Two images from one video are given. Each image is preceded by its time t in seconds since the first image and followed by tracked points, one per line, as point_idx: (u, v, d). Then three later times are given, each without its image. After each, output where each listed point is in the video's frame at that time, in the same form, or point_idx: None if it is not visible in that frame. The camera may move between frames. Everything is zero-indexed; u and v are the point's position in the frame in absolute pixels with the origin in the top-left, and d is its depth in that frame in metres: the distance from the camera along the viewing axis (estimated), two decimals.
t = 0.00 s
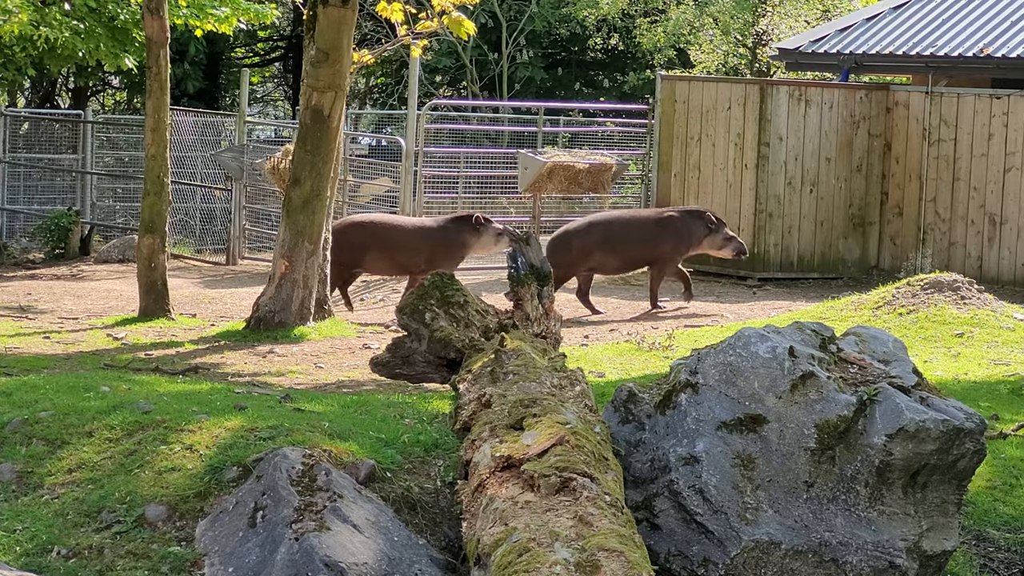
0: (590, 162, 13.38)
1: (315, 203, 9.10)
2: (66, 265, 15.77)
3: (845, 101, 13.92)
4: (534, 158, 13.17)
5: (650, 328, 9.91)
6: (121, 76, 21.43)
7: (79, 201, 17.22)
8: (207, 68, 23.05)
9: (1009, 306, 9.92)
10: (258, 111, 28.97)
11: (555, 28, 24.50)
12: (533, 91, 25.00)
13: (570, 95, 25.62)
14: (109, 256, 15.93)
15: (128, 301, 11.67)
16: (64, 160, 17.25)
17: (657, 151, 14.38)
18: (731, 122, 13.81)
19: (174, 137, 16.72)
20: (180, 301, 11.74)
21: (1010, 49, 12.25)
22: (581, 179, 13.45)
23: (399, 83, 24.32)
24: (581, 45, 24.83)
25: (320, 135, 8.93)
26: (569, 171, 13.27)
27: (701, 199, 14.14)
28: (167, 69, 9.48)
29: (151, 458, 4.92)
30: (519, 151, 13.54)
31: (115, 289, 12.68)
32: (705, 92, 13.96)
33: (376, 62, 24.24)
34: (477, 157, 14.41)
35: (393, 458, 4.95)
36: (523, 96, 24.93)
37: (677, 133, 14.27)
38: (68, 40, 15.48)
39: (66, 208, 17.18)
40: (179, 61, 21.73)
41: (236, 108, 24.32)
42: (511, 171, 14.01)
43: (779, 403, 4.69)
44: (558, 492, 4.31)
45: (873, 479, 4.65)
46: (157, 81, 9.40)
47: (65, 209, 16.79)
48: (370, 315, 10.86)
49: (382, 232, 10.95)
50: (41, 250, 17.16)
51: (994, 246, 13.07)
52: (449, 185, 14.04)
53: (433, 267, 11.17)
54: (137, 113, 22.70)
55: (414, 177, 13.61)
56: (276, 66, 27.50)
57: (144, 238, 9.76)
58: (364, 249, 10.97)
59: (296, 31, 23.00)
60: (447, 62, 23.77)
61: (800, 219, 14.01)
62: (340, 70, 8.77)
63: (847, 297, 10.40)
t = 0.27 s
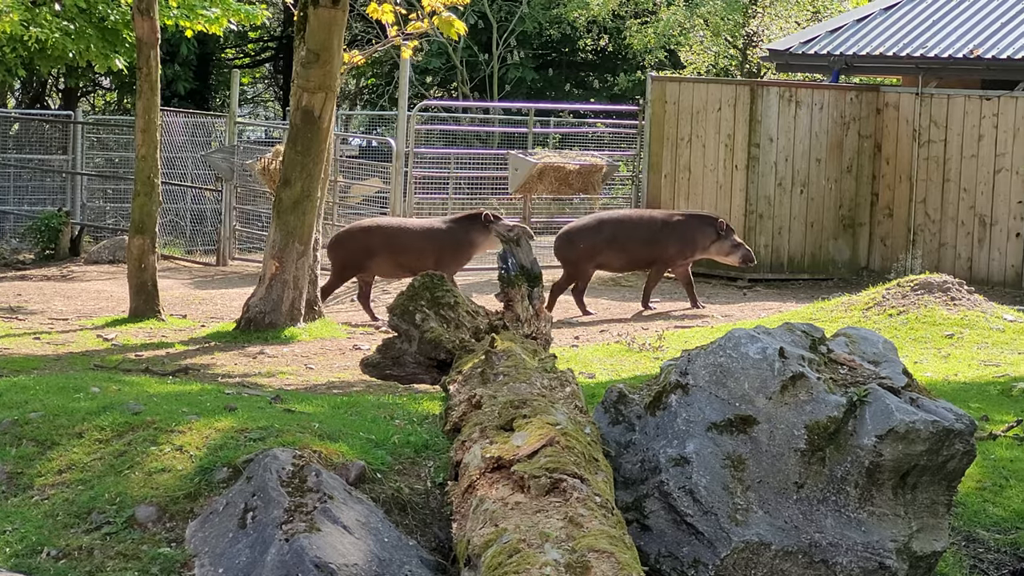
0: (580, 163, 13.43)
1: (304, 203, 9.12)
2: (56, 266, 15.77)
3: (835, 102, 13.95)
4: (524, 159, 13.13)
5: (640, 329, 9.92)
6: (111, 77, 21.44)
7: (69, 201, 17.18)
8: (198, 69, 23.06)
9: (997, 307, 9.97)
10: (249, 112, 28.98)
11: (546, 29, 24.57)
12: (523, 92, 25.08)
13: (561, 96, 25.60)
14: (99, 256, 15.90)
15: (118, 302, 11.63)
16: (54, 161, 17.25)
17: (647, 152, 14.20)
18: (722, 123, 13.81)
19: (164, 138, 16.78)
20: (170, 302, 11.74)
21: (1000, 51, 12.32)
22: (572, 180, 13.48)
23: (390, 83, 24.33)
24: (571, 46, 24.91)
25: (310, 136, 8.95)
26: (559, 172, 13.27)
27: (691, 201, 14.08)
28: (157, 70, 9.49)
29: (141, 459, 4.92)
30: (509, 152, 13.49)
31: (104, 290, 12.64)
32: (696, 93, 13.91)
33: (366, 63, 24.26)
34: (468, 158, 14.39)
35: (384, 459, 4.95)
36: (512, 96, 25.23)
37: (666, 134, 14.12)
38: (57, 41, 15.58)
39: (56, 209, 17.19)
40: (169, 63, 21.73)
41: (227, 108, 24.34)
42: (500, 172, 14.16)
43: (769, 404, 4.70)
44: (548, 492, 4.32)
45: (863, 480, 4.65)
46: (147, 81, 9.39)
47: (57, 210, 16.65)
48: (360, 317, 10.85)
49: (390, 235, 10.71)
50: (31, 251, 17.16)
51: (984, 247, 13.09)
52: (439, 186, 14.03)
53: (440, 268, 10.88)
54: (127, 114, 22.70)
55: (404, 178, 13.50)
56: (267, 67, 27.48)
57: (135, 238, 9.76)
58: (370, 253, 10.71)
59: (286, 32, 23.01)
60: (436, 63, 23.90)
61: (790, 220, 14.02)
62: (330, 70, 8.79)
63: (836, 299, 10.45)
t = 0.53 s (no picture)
0: (562, 163, 13.43)
1: (287, 204, 9.13)
2: (38, 266, 15.77)
3: (818, 102, 14.00)
4: (506, 159, 13.13)
5: (622, 329, 9.95)
6: (92, 77, 21.47)
7: (50, 201, 17.22)
8: (180, 68, 23.07)
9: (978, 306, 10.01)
10: (231, 111, 28.99)
11: (529, 29, 24.69)
12: (506, 92, 25.09)
13: (543, 96, 25.45)
14: (81, 256, 15.87)
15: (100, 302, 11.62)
16: (36, 160, 17.24)
17: (630, 152, 14.25)
18: (704, 123, 13.90)
19: (146, 138, 16.88)
20: (152, 301, 11.73)
21: (983, 51, 12.37)
22: (554, 181, 13.44)
23: (372, 83, 24.33)
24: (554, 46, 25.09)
25: (292, 136, 8.93)
26: (541, 172, 13.27)
27: (673, 201, 14.16)
28: (139, 69, 9.49)
29: (123, 459, 4.92)
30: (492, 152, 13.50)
31: (86, 290, 12.63)
32: (678, 93, 14.00)
33: (348, 63, 24.27)
34: (450, 158, 14.46)
35: (366, 459, 4.95)
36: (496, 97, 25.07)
37: (649, 134, 14.17)
38: (40, 41, 15.52)
39: (37, 208, 17.19)
40: (151, 62, 21.73)
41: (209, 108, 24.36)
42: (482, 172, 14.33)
43: (751, 404, 4.70)
44: (530, 493, 4.32)
45: (845, 480, 4.64)
46: (129, 81, 9.39)
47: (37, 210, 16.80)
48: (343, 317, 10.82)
49: (392, 236, 10.55)
50: (11, 250, 17.15)
51: (966, 248, 13.22)
52: (422, 186, 14.17)
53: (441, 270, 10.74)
54: (109, 114, 22.69)
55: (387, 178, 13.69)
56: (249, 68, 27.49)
57: (117, 238, 9.79)
58: (374, 253, 10.54)
59: (268, 32, 23.02)
60: (418, 63, 24.02)
61: (772, 221, 14.11)
62: (312, 70, 8.77)
63: (818, 299, 10.49)
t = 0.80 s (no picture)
0: (538, 163, 13.40)
1: (263, 203, 9.13)
2: (12, 265, 15.76)
3: (794, 102, 14.23)
4: (482, 159, 13.08)
5: (597, 329, 10.00)
6: (68, 75, 21.49)
7: (26, 200, 17.25)
8: (157, 67, 23.08)
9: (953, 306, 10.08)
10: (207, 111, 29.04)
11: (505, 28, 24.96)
12: (483, 92, 25.19)
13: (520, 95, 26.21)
14: (55, 256, 15.88)
15: (75, 302, 11.60)
16: (11, 159, 17.24)
17: (605, 152, 14.37)
18: (680, 122, 14.10)
19: (122, 137, 16.97)
20: (128, 301, 11.73)
21: (957, 51, 12.39)
22: (530, 180, 13.41)
23: (348, 83, 24.41)
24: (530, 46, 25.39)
25: (268, 135, 8.96)
26: (517, 172, 13.24)
27: (649, 201, 14.32)
28: (115, 69, 9.60)
29: (98, 459, 4.92)
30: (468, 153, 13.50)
31: (61, 290, 12.62)
32: (653, 93, 14.17)
33: (324, 63, 24.35)
34: (426, 158, 14.52)
35: (341, 459, 4.95)
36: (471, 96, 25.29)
37: (625, 133, 14.32)
38: (15, 40, 15.51)
39: (12, 207, 17.22)
40: (127, 60, 21.75)
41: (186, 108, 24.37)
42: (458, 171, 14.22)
43: (726, 404, 4.70)
44: (506, 492, 4.31)
45: (820, 479, 4.63)
46: (104, 80, 9.54)
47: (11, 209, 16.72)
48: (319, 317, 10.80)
49: (393, 234, 10.79)
50: None
51: (942, 247, 13.46)
52: (398, 185, 14.17)
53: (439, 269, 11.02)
54: (84, 112, 22.69)
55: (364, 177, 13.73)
56: (224, 66, 27.50)
57: (91, 238, 9.85)
58: (375, 252, 10.79)
59: (244, 31, 23.05)
60: (395, 63, 24.13)
61: (748, 220, 14.37)
62: (289, 70, 8.81)
63: (794, 299, 10.53)
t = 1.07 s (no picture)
0: (515, 162, 13.40)
1: (240, 202, 9.19)
2: None
3: (770, 102, 14.27)
4: (459, 159, 13.12)
5: (575, 328, 10.03)
6: (44, 74, 21.49)
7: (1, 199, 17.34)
8: (133, 66, 23.09)
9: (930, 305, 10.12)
10: (183, 110, 29.09)
11: (482, 26, 25.15)
12: (460, 91, 25.85)
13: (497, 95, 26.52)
14: (31, 255, 15.88)
15: (52, 301, 11.58)
16: None
17: (582, 152, 14.16)
18: (658, 122, 14.08)
19: (98, 136, 16.85)
20: (105, 300, 11.71)
21: (934, 52, 12.40)
22: (506, 180, 13.43)
23: (325, 82, 24.48)
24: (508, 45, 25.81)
25: (245, 135, 9.03)
26: (494, 171, 13.26)
27: (625, 201, 14.22)
28: (90, 68, 9.64)
29: (75, 459, 4.91)
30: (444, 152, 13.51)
31: (37, 289, 12.59)
32: (630, 93, 14.06)
33: (302, 62, 24.42)
34: (404, 157, 14.54)
35: (319, 458, 4.94)
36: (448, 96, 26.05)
37: (602, 133, 14.13)
38: None
39: None
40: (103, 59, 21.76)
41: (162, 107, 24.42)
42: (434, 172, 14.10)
43: (703, 403, 4.68)
44: (483, 492, 4.31)
45: (797, 479, 4.63)
46: (80, 79, 9.56)
47: None
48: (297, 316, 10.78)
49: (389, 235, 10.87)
50: None
51: (918, 247, 13.46)
52: (374, 184, 14.13)
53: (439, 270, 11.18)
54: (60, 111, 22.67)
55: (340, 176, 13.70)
56: (202, 65, 27.51)
57: (67, 237, 9.87)
58: (374, 251, 10.87)
59: (221, 30, 23.06)
60: (372, 63, 24.39)
61: (725, 220, 14.40)
62: (266, 69, 8.92)
63: (770, 298, 10.53)
